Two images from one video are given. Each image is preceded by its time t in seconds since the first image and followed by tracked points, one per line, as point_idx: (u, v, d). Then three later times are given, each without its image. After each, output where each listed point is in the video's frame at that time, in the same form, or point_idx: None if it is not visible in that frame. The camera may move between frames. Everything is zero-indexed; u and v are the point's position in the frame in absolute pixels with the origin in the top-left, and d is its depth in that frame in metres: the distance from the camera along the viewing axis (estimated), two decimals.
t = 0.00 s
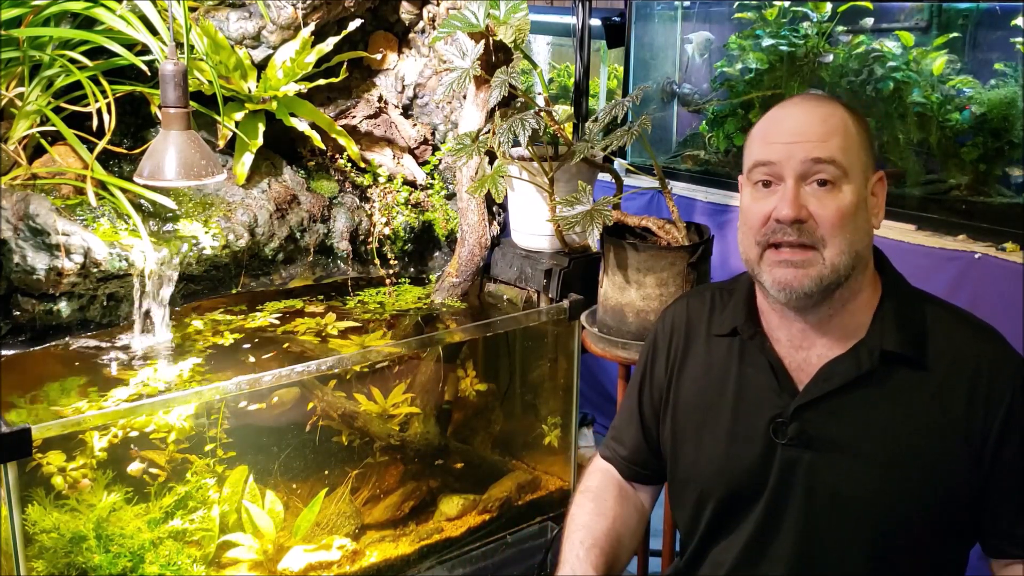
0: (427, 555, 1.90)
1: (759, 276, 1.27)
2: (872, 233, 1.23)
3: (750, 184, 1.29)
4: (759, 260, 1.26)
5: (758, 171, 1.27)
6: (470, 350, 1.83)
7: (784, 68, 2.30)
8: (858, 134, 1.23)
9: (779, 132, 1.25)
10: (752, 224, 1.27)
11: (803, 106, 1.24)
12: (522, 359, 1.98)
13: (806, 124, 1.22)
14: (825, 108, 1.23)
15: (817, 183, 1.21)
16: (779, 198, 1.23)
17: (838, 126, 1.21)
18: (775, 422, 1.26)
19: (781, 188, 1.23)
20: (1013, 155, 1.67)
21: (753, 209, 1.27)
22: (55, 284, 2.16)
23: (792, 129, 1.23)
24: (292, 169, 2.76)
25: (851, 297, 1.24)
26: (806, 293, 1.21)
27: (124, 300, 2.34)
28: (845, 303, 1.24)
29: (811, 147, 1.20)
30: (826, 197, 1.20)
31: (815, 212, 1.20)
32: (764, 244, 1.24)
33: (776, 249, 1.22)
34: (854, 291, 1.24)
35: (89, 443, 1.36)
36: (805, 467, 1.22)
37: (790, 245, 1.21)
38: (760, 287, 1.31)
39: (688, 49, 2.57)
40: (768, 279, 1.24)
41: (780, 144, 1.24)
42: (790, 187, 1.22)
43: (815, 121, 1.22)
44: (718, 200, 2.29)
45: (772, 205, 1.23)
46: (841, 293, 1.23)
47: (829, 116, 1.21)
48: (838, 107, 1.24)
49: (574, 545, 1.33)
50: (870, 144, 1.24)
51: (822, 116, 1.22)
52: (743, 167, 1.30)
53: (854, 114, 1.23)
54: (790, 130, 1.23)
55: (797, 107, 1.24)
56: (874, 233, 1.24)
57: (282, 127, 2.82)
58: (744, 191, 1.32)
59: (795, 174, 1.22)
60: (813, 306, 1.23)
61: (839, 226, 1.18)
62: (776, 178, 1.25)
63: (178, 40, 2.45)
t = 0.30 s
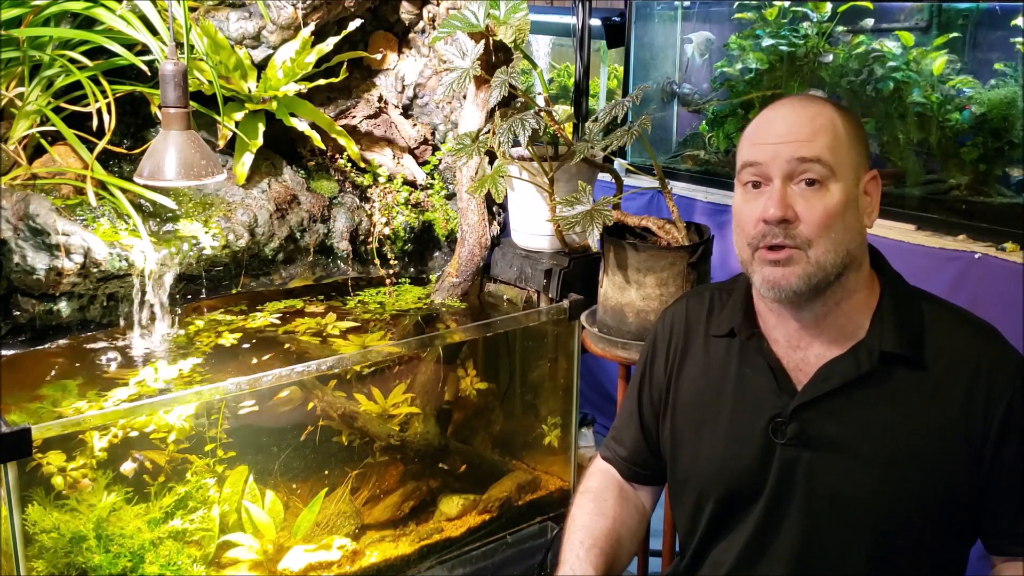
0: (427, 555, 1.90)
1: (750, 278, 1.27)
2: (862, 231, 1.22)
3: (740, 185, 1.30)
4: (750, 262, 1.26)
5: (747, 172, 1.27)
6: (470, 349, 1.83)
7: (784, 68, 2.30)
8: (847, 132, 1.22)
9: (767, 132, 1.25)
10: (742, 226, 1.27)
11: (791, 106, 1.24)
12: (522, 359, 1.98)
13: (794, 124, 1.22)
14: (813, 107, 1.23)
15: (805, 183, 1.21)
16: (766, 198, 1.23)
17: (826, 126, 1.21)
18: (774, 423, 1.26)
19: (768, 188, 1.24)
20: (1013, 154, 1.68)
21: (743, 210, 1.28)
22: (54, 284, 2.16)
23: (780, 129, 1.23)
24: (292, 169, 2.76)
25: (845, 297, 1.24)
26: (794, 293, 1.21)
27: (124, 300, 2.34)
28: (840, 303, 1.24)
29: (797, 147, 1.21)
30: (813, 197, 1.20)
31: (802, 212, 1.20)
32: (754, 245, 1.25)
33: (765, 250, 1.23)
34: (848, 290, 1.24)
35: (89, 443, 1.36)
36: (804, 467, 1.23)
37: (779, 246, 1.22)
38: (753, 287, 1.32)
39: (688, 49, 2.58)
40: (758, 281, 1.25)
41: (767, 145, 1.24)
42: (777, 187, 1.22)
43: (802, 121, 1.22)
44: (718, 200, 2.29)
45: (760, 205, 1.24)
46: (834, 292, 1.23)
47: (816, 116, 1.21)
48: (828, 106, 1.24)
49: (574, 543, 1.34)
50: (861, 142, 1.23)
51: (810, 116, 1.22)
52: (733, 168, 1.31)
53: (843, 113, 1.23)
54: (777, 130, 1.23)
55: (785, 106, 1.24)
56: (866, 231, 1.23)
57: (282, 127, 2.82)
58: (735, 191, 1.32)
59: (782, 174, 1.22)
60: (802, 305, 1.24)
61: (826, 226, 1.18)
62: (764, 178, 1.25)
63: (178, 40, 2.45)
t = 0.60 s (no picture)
0: (427, 555, 1.90)
1: (754, 280, 1.27)
2: (862, 227, 1.23)
3: (736, 190, 1.30)
4: (753, 265, 1.26)
5: (742, 176, 1.27)
6: (470, 349, 1.83)
7: (784, 68, 2.31)
8: (838, 129, 1.23)
9: (760, 135, 1.25)
10: (742, 229, 1.27)
11: (782, 108, 1.25)
12: (522, 359, 1.98)
13: (786, 125, 1.23)
14: (803, 107, 1.24)
15: (802, 182, 1.21)
16: (764, 200, 1.23)
17: (818, 125, 1.22)
18: (775, 422, 1.26)
19: (766, 190, 1.24)
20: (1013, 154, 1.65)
21: (742, 213, 1.28)
22: (54, 284, 2.16)
23: (773, 131, 1.24)
24: (292, 169, 2.75)
25: (846, 294, 1.24)
26: (799, 292, 1.21)
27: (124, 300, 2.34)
28: (841, 301, 1.24)
29: (792, 147, 1.21)
30: (811, 195, 1.20)
31: (802, 211, 1.20)
32: (756, 248, 1.25)
33: (767, 251, 1.23)
34: (850, 287, 1.24)
35: (89, 443, 1.36)
36: (804, 466, 1.23)
37: (780, 246, 1.22)
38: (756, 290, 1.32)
39: (688, 49, 2.58)
40: (763, 282, 1.24)
41: (762, 147, 1.24)
42: (774, 189, 1.22)
43: (794, 122, 1.22)
44: (718, 200, 2.29)
45: (758, 208, 1.24)
46: (836, 290, 1.23)
47: (807, 116, 1.22)
48: (817, 105, 1.25)
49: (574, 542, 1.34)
50: (853, 138, 1.24)
51: (801, 117, 1.22)
52: (729, 173, 1.31)
53: (833, 111, 1.23)
54: (770, 132, 1.24)
55: (775, 108, 1.25)
56: (865, 226, 1.23)
57: (282, 127, 2.82)
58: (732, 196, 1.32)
59: (779, 175, 1.22)
60: (807, 304, 1.23)
61: (826, 224, 1.18)
62: (761, 180, 1.25)
63: (178, 40, 2.45)
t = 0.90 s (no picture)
0: (427, 555, 1.90)
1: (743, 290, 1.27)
2: (849, 231, 1.23)
3: (721, 200, 1.30)
4: (742, 274, 1.26)
5: (726, 186, 1.27)
6: (470, 349, 1.83)
7: (784, 68, 2.30)
8: (820, 135, 1.24)
9: (742, 144, 1.25)
10: (729, 239, 1.27)
11: (761, 116, 1.25)
12: (522, 359, 1.98)
13: (768, 133, 1.23)
14: (783, 114, 1.24)
15: (787, 191, 1.22)
16: (750, 210, 1.23)
17: (800, 130, 1.22)
18: (770, 421, 1.26)
19: (751, 200, 1.24)
20: (1015, 155, 1.66)
21: (728, 223, 1.28)
22: (54, 284, 2.16)
23: (754, 139, 1.24)
24: (292, 169, 2.75)
25: (837, 297, 1.24)
26: (790, 301, 1.21)
27: (124, 300, 2.34)
28: (832, 303, 1.24)
29: (775, 155, 1.21)
30: (797, 204, 1.21)
31: (789, 220, 1.20)
32: (744, 259, 1.25)
33: (755, 261, 1.23)
34: (840, 291, 1.24)
35: (89, 443, 1.36)
36: (800, 464, 1.23)
37: (769, 255, 1.22)
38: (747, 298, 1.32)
39: (688, 49, 2.58)
40: (752, 292, 1.24)
41: (744, 156, 1.24)
42: (760, 198, 1.23)
43: (775, 129, 1.22)
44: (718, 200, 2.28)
45: (744, 218, 1.24)
46: (826, 295, 1.23)
47: (788, 122, 1.22)
48: (797, 110, 1.25)
49: (573, 543, 1.34)
50: (833, 142, 1.25)
51: (782, 123, 1.23)
52: (713, 183, 1.31)
53: (812, 115, 1.24)
54: (752, 141, 1.24)
55: (755, 117, 1.25)
56: (852, 230, 1.24)
57: (282, 127, 2.82)
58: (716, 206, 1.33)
59: (763, 183, 1.23)
60: (798, 312, 1.24)
61: (814, 231, 1.19)
62: (745, 190, 1.26)
63: (178, 40, 2.45)
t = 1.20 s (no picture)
0: (427, 555, 1.90)
1: (744, 276, 1.26)
2: (853, 225, 1.23)
3: (727, 187, 1.30)
4: (744, 260, 1.25)
5: (734, 173, 1.27)
6: (470, 349, 1.83)
7: (784, 68, 2.31)
8: (830, 129, 1.24)
9: (752, 133, 1.25)
10: (735, 225, 1.27)
11: (773, 105, 1.25)
12: (522, 359, 1.98)
13: (779, 122, 1.23)
14: (795, 105, 1.24)
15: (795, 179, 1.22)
16: (758, 197, 1.23)
17: (810, 122, 1.22)
18: (763, 420, 1.26)
19: (759, 187, 1.24)
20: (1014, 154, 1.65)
21: (733, 210, 1.27)
22: (54, 284, 2.16)
23: (765, 128, 1.24)
24: (292, 169, 2.75)
25: (834, 293, 1.24)
26: (793, 289, 1.20)
27: (125, 300, 2.34)
28: (830, 299, 1.24)
29: (785, 144, 1.21)
30: (805, 192, 1.20)
31: (796, 208, 1.20)
32: (749, 245, 1.24)
33: (760, 247, 1.22)
34: (838, 287, 1.24)
35: (89, 443, 1.36)
36: (793, 464, 1.23)
37: (774, 241, 1.21)
38: (747, 289, 1.31)
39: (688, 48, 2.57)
40: (754, 278, 1.23)
41: (754, 144, 1.24)
42: (768, 185, 1.22)
43: (787, 119, 1.22)
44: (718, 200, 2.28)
45: (751, 204, 1.24)
46: (826, 288, 1.23)
47: (799, 113, 1.22)
48: (807, 104, 1.25)
49: (553, 544, 1.33)
50: (842, 137, 1.25)
51: (793, 114, 1.23)
52: (720, 171, 1.31)
53: (823, 109, 1.24)
54: (763, 129, 1.24)
55: (767, 106, 1.25)
56: (855, 225, 1.24)
57: (282, 127, 2.82)
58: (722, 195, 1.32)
59: (772, 171, 1.22)
60: (800, 302, 1.23)
61: (820, 220, 1.19)
62: (753, 177, 1.25)
63: (178, 40, 2.44)
